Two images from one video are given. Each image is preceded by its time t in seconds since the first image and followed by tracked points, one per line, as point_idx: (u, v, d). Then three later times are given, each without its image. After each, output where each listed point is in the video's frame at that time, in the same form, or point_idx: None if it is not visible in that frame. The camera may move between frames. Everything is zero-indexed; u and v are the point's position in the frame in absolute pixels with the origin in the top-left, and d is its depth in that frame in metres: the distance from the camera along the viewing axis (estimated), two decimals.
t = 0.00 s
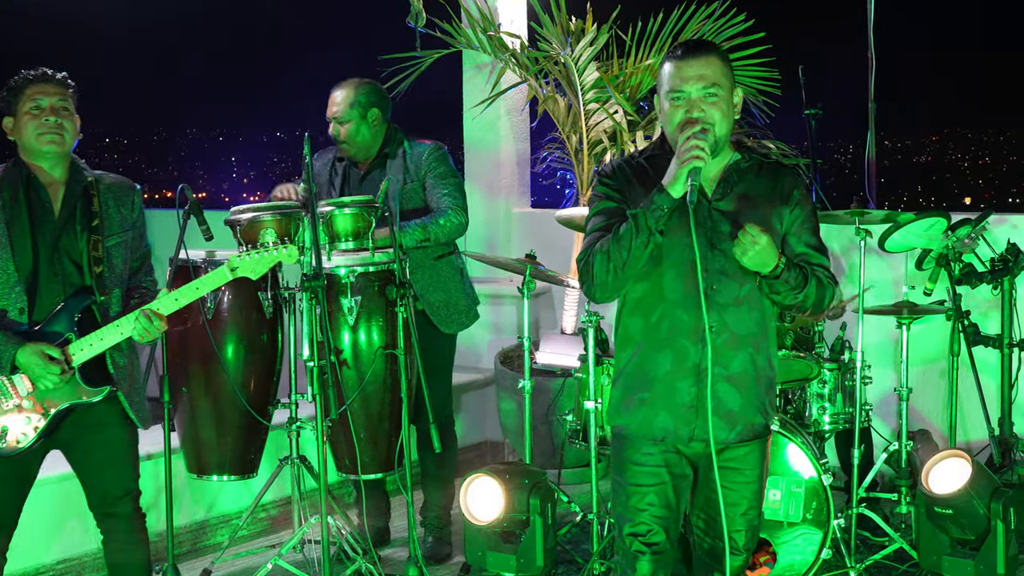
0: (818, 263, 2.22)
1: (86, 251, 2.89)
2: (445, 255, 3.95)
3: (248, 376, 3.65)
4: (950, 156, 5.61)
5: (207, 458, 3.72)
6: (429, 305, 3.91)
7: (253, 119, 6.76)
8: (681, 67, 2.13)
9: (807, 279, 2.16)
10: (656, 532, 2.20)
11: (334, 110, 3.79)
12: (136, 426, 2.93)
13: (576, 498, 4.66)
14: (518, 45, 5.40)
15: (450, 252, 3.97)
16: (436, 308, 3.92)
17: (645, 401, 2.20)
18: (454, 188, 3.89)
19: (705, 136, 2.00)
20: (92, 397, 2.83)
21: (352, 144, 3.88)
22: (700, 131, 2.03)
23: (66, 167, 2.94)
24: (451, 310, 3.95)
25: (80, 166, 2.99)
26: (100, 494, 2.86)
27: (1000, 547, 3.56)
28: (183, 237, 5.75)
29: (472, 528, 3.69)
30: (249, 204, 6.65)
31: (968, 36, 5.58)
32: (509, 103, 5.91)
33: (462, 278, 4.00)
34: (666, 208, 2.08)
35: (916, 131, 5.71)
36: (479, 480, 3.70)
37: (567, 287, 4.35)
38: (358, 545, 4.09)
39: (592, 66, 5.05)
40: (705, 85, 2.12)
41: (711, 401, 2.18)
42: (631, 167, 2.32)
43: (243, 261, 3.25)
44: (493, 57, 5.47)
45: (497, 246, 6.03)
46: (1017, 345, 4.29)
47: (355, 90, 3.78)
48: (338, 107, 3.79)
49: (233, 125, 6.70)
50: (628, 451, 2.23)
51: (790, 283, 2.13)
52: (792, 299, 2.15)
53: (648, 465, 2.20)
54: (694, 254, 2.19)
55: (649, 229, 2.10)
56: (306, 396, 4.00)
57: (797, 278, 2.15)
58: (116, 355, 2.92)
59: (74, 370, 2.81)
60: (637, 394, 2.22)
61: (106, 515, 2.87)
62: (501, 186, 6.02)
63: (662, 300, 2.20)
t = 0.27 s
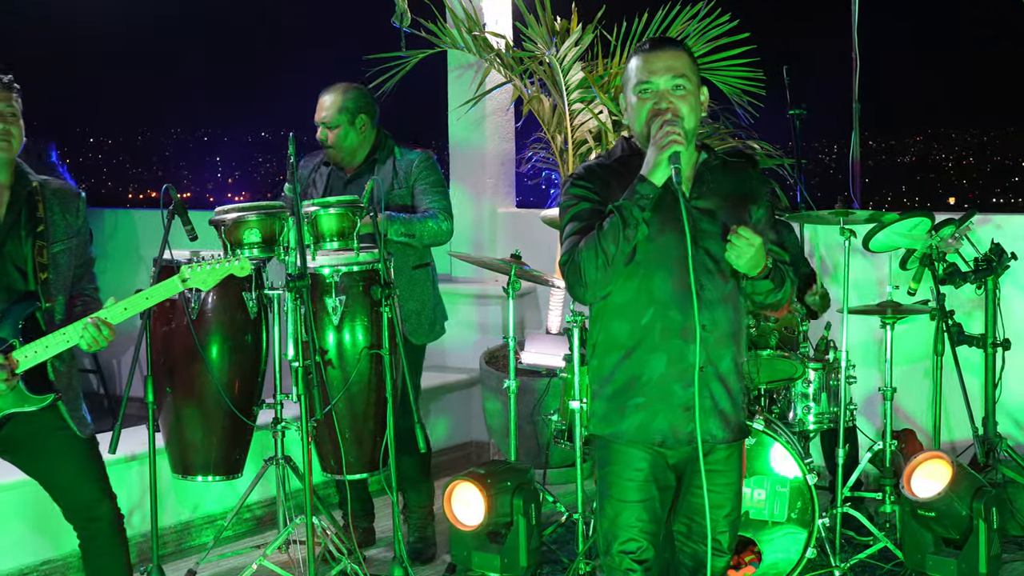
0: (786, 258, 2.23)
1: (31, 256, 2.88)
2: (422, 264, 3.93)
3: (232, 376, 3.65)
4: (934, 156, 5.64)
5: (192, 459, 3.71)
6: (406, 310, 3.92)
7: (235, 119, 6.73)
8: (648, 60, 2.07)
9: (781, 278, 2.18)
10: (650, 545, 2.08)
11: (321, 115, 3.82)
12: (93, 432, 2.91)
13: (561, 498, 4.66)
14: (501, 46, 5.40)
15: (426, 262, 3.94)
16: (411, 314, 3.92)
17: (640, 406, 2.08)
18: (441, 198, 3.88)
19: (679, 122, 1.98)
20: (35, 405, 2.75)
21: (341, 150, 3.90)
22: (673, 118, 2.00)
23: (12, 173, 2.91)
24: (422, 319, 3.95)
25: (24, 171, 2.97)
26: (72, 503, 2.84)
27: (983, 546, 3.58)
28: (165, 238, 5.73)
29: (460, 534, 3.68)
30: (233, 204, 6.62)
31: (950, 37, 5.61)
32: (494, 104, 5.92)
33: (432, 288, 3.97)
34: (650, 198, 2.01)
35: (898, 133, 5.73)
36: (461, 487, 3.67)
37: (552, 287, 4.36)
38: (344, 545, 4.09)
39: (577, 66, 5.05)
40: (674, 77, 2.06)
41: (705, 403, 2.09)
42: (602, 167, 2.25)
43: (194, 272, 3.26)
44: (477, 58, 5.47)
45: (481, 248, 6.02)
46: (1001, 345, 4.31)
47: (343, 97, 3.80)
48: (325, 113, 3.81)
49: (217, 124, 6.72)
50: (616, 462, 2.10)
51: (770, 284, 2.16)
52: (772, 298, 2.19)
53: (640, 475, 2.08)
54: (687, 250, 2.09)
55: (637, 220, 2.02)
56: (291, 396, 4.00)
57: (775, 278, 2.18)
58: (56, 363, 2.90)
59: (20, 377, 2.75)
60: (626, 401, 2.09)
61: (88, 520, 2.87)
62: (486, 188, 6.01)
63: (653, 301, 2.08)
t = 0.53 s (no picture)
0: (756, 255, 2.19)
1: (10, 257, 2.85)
2: (417, 259, 3.96)
3: (220, 377, 3.65)
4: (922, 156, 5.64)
5: (180, 460, 3.71)
6: (398, 306, 3.92)
7: (223, 118, 6.72)
8: (617, 57, 1.99)
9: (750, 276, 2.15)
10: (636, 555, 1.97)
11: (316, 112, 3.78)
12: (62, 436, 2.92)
13: (550, 497, 4.67)
14: (490, 46, 5.40)
15: (420, 256, 3.97)
16: (404, 310, 3.93)
17: (625, 411, 1.95)
18: (429, 194, 3.89)
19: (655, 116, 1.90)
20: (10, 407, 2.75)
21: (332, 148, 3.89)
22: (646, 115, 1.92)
23: None
24: (417, 314, 3.95)
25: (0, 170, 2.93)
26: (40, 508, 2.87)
27: (969, 546, 3.61)
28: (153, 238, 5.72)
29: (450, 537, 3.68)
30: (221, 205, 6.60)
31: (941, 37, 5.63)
32: (484, 103, 5.92)
33: (427, 282, 4.00)
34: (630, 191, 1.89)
35: (888, 133, 5.74)
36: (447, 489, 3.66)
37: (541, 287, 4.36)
38: (333, 546, 4.08)
39: (567, 66, 5.05)
40: (644, 74, 1.99)
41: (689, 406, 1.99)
42: (570, 167, 2.11)
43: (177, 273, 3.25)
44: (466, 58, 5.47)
45: (470, 247, 6.03)
46: (988, 345, 4.32)
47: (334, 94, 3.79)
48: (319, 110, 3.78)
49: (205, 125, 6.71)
50: (602, 470, 1.96)
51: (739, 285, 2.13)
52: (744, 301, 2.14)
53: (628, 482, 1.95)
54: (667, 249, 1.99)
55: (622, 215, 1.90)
56: (281, 396, 3.99)
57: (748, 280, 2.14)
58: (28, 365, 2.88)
59: None
60: (608, 405, 1.96)
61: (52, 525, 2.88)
62: (475, 187, 6.01)
63: (635, 300, 1.96)
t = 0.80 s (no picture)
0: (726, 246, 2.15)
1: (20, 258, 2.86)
2: (413, 256, 3.94)
3: (211, 376, 3.64)
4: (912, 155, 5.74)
5: (171, 460, 3.70)
6: (398, 305, 3.91)
7: (212, 118, 6.73)
8: (594, 64, 1.96)
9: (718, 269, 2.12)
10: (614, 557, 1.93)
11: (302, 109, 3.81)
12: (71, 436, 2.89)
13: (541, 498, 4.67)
14: (482, 46, 5.40)
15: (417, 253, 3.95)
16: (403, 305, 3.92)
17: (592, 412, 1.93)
18: (421, 189, 3.88)
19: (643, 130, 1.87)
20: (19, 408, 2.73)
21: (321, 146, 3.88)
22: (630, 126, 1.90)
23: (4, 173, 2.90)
24: (420, 313, 3.96)
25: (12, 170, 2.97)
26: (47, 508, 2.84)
27: (959, 546, 3.62)
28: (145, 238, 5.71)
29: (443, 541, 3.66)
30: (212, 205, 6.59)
31: (931, 38, 5.70)
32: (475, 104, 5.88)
33: (430, 279, 4.01)
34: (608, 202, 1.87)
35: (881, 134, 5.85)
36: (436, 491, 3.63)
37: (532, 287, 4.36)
38: (324, 546, 4.08)
39: (558, 66, 5.05)
40: (627, 81, 1.97)
41: (657, 406, 1.96)
42: (544, 165, 2.09)
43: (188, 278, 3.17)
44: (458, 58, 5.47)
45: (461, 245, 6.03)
46: (979, 345, 4.32)
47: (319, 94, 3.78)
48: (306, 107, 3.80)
49: (195, 125, 6.71)
50: (570, 475, 1.94)
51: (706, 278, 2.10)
52: (711, 294, 2.13)
53: (598, 484, 1.93)
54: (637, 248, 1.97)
55: (595, 223, 1.87)
56: (272, 396, 3.99)
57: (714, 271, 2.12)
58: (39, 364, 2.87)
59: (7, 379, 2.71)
60: (576, 407, 1.94)
61: (61, 523, 2.87)
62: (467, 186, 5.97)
63: (602, 302, 1.95)
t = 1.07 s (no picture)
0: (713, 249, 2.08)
1: (50, 256, 2.90)
2: (394, 264, 3.95)
3: (203, 376, 3.64)
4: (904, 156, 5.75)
5: (163, 461, 3.69)
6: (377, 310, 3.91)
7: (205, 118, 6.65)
8: (566, 65, 1.95)
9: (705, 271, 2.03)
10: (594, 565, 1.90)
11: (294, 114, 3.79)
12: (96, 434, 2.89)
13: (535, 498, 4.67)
14: (475, 45, 5.40)
15: (400, 262, 3.97)
16: (383, 313, 3.92)
17: (567, 422, 1.93)
18: (412, 193, 3.90)
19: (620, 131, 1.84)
20: (53, 403, 2.75)
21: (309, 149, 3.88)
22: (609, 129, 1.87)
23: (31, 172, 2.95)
24: (394, 321, 3.95)
25: (42, 169, 3.03)
26: (63, 498, 2.79)
27: (949, 545, 3.60)
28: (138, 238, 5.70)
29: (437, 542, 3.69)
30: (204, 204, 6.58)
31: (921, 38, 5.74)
32: (466, 104, 5.88)
33: (405, 289, 4.00)
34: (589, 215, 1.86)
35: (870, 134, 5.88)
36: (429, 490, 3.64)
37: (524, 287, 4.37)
38: (317, 546, 4.08)
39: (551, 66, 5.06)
40: (601, 78, 1.95)
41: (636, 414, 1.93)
42: (524, 172, 2.08)
43: (214, 268, 3.17)
44: (450, 58, 5.47)
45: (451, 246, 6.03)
46: (971, 344, 4.33)
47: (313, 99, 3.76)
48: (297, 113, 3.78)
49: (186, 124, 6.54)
50: (549, 484, 1.93)
51: (695, 281, 2.01)
52: (699, 292, 2.03)
53: (576, 494, 1.91)
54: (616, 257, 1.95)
55: (575, 235, 1.86)
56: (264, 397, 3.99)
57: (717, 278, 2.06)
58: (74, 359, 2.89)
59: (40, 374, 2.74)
60: (555, 415, 1.94)
61: (70, 522, 2.80)
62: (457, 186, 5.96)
63: (579, 311, 1.94)
